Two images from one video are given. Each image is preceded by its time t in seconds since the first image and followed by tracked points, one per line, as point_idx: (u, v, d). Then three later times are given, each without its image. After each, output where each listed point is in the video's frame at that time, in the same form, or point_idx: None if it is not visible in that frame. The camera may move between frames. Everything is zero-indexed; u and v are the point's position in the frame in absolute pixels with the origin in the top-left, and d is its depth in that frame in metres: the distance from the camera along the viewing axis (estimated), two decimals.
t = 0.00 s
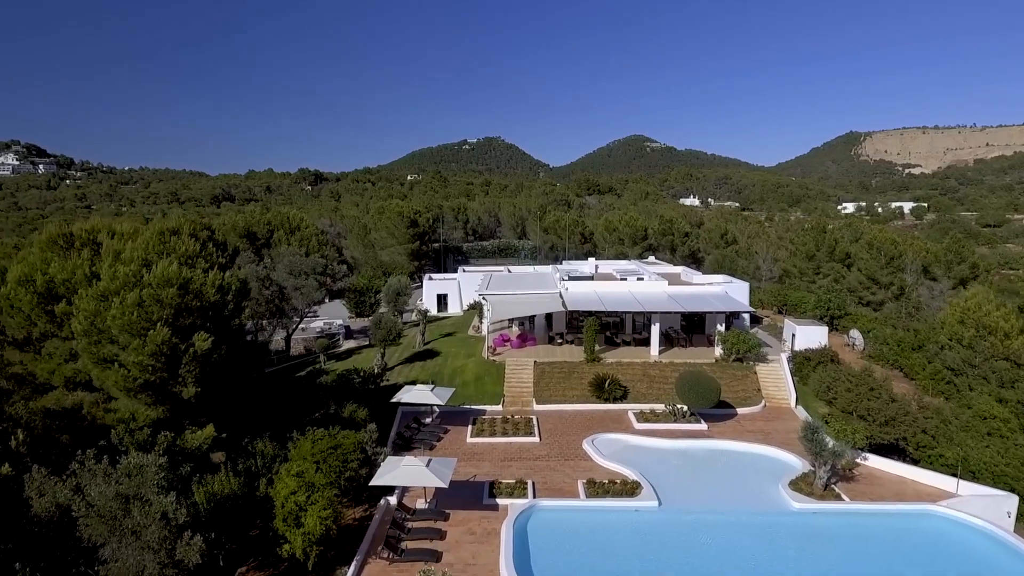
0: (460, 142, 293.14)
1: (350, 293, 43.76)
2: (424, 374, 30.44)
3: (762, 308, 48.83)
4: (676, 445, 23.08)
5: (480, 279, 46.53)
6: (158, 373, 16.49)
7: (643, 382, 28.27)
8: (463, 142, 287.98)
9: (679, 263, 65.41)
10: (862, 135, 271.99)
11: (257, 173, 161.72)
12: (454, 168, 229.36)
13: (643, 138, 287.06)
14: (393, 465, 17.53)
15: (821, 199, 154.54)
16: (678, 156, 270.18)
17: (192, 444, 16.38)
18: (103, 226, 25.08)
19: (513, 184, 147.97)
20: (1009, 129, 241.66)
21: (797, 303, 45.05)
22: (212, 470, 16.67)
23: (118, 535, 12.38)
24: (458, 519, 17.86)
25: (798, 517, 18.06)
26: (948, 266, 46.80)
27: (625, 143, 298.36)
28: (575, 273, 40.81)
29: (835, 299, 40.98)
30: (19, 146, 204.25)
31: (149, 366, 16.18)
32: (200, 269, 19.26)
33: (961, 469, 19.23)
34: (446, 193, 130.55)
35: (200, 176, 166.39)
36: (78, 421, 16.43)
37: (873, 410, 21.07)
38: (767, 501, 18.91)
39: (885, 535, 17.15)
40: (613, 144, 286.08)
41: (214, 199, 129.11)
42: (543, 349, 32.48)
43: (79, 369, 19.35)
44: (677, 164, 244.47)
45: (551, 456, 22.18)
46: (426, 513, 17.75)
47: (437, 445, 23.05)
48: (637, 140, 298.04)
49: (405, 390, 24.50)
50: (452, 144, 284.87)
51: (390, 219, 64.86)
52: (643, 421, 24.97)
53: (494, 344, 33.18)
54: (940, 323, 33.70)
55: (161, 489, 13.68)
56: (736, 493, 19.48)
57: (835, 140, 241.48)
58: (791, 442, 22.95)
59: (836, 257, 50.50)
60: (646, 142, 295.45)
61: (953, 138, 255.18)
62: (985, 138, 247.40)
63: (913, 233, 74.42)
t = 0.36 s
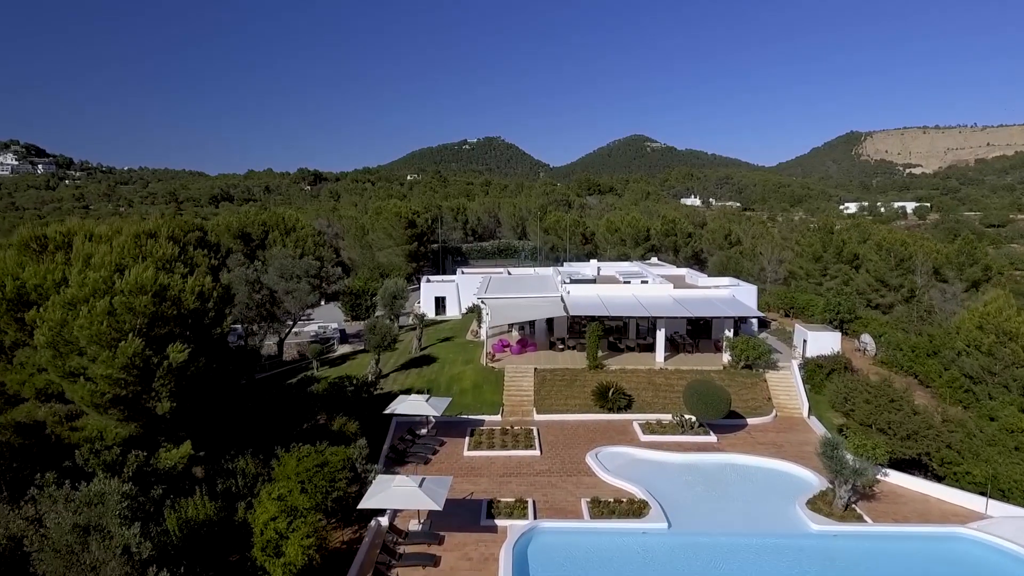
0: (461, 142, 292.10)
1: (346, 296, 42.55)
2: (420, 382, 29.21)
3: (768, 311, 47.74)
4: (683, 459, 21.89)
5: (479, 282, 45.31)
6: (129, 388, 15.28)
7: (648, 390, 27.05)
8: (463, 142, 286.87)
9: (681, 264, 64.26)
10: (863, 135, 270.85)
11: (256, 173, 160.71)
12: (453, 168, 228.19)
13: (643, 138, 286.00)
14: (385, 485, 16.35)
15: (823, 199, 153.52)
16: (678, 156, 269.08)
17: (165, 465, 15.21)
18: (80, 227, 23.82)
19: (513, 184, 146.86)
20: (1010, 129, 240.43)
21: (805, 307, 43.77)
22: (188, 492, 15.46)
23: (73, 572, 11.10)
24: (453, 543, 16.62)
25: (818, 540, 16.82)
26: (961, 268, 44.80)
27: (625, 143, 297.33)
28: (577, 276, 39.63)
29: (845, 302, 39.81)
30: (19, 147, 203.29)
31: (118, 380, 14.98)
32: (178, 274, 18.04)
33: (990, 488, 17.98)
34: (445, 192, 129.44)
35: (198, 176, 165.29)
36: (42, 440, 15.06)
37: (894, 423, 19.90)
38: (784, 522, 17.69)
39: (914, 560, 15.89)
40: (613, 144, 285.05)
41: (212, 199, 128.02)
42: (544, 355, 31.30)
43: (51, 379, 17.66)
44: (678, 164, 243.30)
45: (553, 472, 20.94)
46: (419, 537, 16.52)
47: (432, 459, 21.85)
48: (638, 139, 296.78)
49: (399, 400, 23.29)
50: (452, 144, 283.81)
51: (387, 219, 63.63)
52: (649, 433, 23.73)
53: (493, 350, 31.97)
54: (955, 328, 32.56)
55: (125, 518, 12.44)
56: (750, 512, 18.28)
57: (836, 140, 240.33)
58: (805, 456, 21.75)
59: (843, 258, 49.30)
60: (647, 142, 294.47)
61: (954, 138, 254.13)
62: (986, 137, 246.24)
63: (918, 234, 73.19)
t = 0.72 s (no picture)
0: (460, 142, 291.06)
1: (340, 299, 41.37)
2: (415, 390, 28.02)
3: (774, 314, 46.62)
4: (691, 474, 20.71)
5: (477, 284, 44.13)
6: (94, 405, 14.12)
7: (653, 400, 25.86)
8: (463, 142, 285.91)
9: (684, 266, 63.11)
10: (863, 135, 269.69)
11: (256, 174, 159.79)
12: (453, 168, 227.04)
13: (643, 138, 284.90)
14: (374, 508, 15.19)
15: (824, 199, 152.51)
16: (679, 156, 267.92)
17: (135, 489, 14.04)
18: (56, 228, 22.63)
19: (513, 184, 145.66)
20: (1011, 129, 239.15)
21: (813, 309, 42.57)
22: (159, 518, 14.27)
23: None
24: (447, 569, 15.41)
25: (840, 566, 15.60)
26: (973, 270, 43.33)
27: (625, 143, 296.22)
28: (579, 278, 38.44)
29: (855, 305, 38.61)
30: (17, 146, 202.31)
31: (83, 397, 13.81)
32: (153, 280, 16.82)
33: None
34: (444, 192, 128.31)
35: (197, 177, 164.29)
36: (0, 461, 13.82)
37: (918, 437, 18.72)
38: (802, 544, 16.52)
39: None
40: (613, 143, 283.92)
41: (210, 199, 126.98)
42: (545, 362, 30.10)
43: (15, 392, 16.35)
44: (678, 163, 242.15)
45: (554, 488, 19.73)
46: (410, 563, 15.31)
47: (427, 474, 20.65)
48: (638, 139, 295.73)
49: (393, 411, 22.13)
50: (452, 144, 282.88)
51: (384, 220, 62.46)
52: (655, 446, 22.56)
53: (492, 356, 30.76)
54: (972, 333, 31.37)
55: (80, 553, 11.22)
56: (764, 533, 17.11)
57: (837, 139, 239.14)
58: (821, 472, 20.58)
59: (851, 259, 48.13)
60: (647, 142, 293.41)
61: (955, 137, 253.11)
62: (987, 137, 245.07)
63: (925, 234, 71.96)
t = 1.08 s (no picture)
0: (460, 141, 290.04)
1: (335, 301, 40.17)
2: (411, 399, 26.82)
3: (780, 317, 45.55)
4: (701, 490, 19.54)
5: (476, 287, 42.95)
6: (54, 424, 12.95)
7: (660, 409, 24.66)
8: (463, 142, 284.81)
9: (687, 267, 61.99)
10: (864, 135, 268.66)
11: (255, 174, 158.73)
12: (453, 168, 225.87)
13: (643, 138, 283.90)
14: (362, 535, 14.01)
15: (825, 199, 151.39)
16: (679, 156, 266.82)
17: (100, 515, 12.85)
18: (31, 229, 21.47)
19: (513, 184, 144.47)
20: (1011, 129, 237.96)
21: (821, 312, 41.42)
22: (125, 547, 13.09)
23: None
24: None
25: None
26: (985, 273, 42.27)
27: (625, 143, 295.06)
28: (581, 281, 37.27)
29: (866, 309, 37.46)
30: (15, 146, 201.02)
31: (40, 416, 12.65)
32: (125, 285, 15.58)
33: None
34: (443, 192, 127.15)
35: (195, 176, 163.22)
36: None
37: (944, 453, 17.51)
38: (823, 569, 15.35)
39: None
40: (614, 143, 282.78)
41: (208, 199, 125.79)
42: (545, 368, 28.91)
43: None
44: (679, 163, 241.04)
45: (557, 507, 18.54)
46: None
47: (421, 491, 19.48)
48: (638, 139, 294.62)
49: (386, 423, 20.98)
50: (452, 144, 281.76)
51: (381, 220, 61.27)
52: (662, 459, 21.37)
53: (491, 362, 29.57)
54: (989, 338, 30.25)
55: None
56: (781, 556, 15.93)
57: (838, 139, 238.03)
58: (839, 489, 19.41)
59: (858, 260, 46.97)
60: (647, 142, 292.34)
61: (956, 137, 252.05)
62: (988, 137, 243.99)
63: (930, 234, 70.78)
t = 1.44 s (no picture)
0: (460, 141, 289.05)
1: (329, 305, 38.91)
2: (405, 409, 25.61)
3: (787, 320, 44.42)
4: (712, 510, 18.33)
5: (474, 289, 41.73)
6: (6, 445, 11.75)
7: (667, 421, 23.45)
8: (463, 142, 283.78)
9: (690, 268, 60.81)
10: (864, 135, 267.57)
11: (253, 174, 157.76)
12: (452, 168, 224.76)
13: (643, 138, 282.90)
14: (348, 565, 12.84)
15: (827, 199, 150.20)
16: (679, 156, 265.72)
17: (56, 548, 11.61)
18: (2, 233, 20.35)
19: (512, 184, 143.31)
20: (1012, 129, 236.92)
21: (830, 316, 40.31)
22: None
23: None
24: None
25: None
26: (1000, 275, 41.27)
27: (625, 143, 294.02)
28: (583, 284, 36.07)
29: (877, 312, 36.28)
30: (14, 146, 200.12)
31: None
32: (91, 291, 14.39)
33: None
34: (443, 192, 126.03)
35: (194, 176, 162.31)
36: None
37: (976, 472, 16.27)
38: None
39: None
40: (614, 143, 281.70)
41: (207, 199, 124.79)
42: (546, 376, 27.69)
43: None
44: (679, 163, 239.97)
45: (559, 528, 17.31)
46: None
47: (415, 510, 18.28)
48: (638, 139, 293.51)
49: (377, 436, 19.81)
50: (452, 144, 280.79)
51: (378, 221, 60.07)
52: (671, 475, 20.15)
53: (489, 370, 28.36)
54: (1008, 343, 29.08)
55: None
56: None
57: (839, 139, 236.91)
58: (860, 508, 18.20)
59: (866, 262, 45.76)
60: (646, 142, 291.38)
61: (956, 137, 250.83)
62: (989, 137, 242.90)
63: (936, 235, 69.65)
